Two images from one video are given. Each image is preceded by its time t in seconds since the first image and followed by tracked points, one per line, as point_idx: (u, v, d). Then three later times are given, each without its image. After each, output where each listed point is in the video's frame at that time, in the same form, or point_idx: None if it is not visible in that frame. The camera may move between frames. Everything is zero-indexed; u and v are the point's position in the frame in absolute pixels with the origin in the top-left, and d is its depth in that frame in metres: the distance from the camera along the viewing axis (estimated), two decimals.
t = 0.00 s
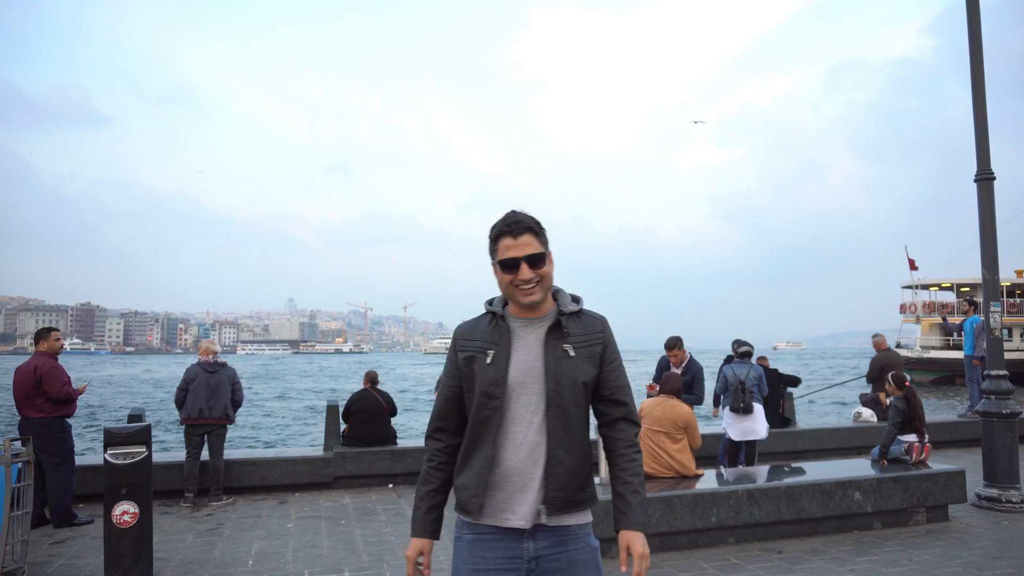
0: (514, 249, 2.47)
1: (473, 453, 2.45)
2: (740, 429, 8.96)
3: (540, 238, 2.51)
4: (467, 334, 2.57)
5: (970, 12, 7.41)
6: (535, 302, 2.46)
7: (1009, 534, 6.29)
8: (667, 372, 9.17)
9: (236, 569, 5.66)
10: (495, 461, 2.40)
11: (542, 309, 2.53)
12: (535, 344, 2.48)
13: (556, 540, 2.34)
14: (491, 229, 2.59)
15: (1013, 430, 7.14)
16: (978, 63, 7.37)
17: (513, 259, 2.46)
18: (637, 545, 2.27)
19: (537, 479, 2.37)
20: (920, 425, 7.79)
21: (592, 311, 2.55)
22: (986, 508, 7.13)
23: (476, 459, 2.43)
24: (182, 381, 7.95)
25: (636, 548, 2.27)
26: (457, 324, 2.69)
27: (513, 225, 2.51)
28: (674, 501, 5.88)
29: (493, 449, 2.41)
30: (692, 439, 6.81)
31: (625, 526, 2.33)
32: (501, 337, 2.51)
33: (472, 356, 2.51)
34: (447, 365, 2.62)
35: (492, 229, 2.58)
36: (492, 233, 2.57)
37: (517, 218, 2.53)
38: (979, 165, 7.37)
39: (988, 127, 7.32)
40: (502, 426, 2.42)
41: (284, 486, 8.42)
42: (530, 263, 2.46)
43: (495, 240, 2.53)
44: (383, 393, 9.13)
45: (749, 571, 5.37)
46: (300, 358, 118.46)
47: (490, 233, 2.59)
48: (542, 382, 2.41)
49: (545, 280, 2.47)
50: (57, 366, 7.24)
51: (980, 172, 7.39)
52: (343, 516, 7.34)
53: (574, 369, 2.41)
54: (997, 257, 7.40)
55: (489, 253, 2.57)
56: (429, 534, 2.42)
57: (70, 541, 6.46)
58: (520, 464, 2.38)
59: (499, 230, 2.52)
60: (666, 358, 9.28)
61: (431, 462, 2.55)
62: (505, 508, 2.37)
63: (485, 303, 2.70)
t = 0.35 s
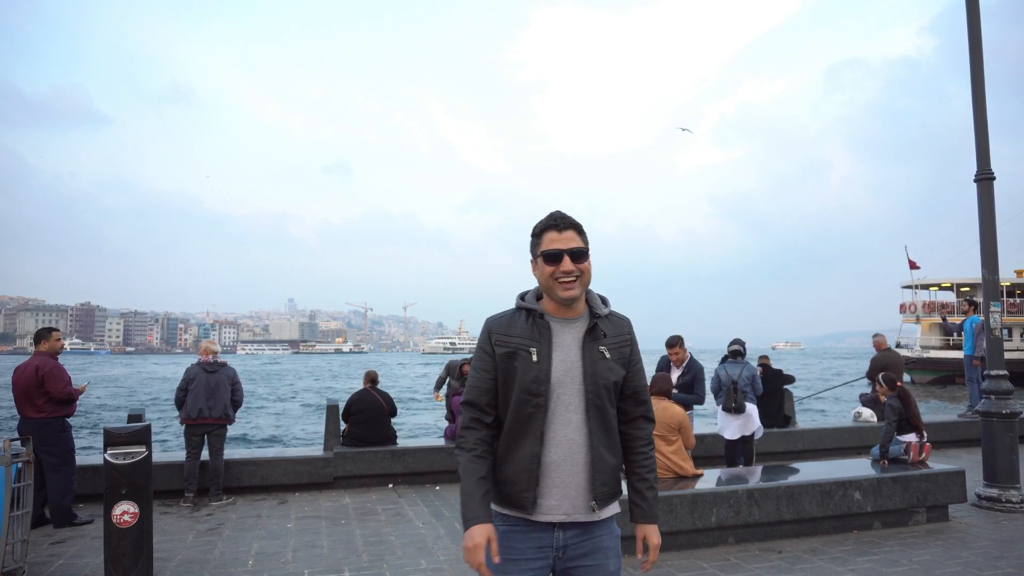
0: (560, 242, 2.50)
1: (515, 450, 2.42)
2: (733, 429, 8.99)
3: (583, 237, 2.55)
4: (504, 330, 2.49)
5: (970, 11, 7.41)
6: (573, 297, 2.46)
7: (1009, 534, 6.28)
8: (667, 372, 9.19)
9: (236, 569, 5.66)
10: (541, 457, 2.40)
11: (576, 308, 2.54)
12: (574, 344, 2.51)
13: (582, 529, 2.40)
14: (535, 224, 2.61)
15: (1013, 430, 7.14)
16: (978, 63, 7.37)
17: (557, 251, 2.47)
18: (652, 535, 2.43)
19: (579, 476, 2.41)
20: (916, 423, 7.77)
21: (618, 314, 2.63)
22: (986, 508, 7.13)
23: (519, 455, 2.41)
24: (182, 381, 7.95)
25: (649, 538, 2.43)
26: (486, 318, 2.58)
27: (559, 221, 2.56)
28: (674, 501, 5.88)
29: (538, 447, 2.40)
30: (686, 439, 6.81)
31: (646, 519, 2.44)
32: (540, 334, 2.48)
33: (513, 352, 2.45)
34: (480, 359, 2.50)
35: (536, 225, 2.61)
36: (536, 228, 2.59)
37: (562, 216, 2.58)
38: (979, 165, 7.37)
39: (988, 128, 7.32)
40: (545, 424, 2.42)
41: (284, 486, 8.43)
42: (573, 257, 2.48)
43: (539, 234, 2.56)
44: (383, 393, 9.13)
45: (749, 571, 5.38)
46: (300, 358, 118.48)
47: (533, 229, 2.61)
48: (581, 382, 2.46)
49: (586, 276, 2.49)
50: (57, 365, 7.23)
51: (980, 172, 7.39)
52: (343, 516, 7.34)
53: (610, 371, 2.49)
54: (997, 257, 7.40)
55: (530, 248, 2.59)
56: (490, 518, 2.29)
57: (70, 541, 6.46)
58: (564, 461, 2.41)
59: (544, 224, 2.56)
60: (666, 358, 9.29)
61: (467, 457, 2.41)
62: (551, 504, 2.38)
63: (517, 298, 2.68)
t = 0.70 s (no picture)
0: (572, 244, 2.51)
1: (525, 449, 2.43)
2: (727, 429, 8.98)
3: (595, 239, 2.56)
4: (515, 331, 2.52)
5: (970, 12, 7.41)
6: (585, 298, 2.46)
7: (1008, 534, 6.29)
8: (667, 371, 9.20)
9: (236, 569, 5.66)
10: (549, 456, 2.40)
11: (587, 310, 2.54)
12: (583, 344, 2.51)
13: (589, 529, 2.40)
14: (548, 227, 2.63)
15: (1012, 430, 7.14)
16: (978, 64, 7.38)
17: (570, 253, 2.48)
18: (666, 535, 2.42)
19: (587, 475, 2.41)
20: (906, 420, 7.85)
21: (630, 315, 2.63)
22: (986, 508, 7.13)
23: (529, 455, 2.42)
24: (182, 381, 7.95)
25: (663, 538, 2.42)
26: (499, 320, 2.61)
27: (571, 223, 2.57)
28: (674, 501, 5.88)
29: (547, 446, 2.41)
30: (685, 439, 6.82)
31: (660, 520, 2.43)
32: (551, 336, 2.50)
33: (523, 353, 2.47)
34: (492, 361, 2.53)
35: (549, 227, 2.62)
36: (549, 231, 2.61)
37: (574, 219, 2.59)
38: (979, 165, 7.37)
39: (988, 128, 7.32)
40: (555, 424, 2.42)
41: (284, 486, 8.43)
42: (584, 259, 2.49)
43: (551, 237, 2.57)
44: (383, 393, 9.13)
45: (749, 571, 5.38)
46: (299, 357, 118.43)
47: (546, 232, 2.63)
48: (590, 382, 2.46)
49: (597, 278, 2.49)
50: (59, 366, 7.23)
51: (980, 172, 7.40)
52: (343, 516, 7.34)
53: (619, 370, 2.49)
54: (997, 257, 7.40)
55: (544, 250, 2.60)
56: (502, 523, 2.34)
57: (70, 541, 6.46)
58: (573, 460, 2.41)
59: (557, 227, 2.57)
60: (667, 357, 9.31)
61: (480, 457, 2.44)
62: (560, 503, 2.38)
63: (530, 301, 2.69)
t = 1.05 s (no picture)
0: (571, 242, 2.51)
1: (524, 446, 2.45)
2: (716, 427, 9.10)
3: (595, 237, 2.55)
4: (516, 330, 2.55)
5: (970, 12, 7.42)
6: (586, 295, 2.47)
7: (1008, 533, 6.29)
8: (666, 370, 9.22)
9: (236, 569, 5.66)
10: (549, 453, 2.42)
11: (589, 308, 2.55)
12: (585, 341, 2.51)
13: (591, 530, 2.39)
14: (550, 227, 2.64)
15: (1012, 430, 7.14)
16: (978, 64, 7.38)
17: (569, 251, 2.48)
18: (672, 537, 2.36)
19: (587, 473, 2.40)
20: (896, 417, 7.78)
21: (635, 312, 2.61)
22: (986, 508, 7.13)
23: (528, 452, 2.44)
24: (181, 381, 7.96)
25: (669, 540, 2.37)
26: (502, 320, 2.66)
27: (571, 222, 2.57)
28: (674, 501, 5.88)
29: (545, 443, 2.42)
30: (686, 439, 6.82)
31: (664, 520, 2.39)
32: (551, 334, 2.52)
33: (523, 351, 2.50)
34: (494, 360, 2.58)
35: (551, 227, 2.64)
36: (549, 231, 2.62)
37: (574, 218, 2.60)
38: (979, 165, 7.37)
39: (988, 128, 7.32)
40: (553, 421, 2.44)
41: (284, 486, 8.43)
42: (584, 257, 2.49)
43: (552, 237, 2.58)
44: (384, 393, 9.12)
45: (749, 571, 5.37)
46: (299, 357, 118.49)
47: (548, 232, 2.64)
48: (590, 378, 2.45)
49: (597, 275, 2.50)
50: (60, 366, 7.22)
51: (980, 172, 7.40)
52: (343, 516, 7.34)
53: (622, 367, 2.47)
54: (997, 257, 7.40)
55: (545, 250, 2.61)
56: (489, 523, 2.39)
57: (70, 541, 6.45)
58: (573, 457, 2.42)
59: (558, 227, 2.58)
60: (667, 356, 9.32)
61: (480, 454, 2.51)
62: (557, 500, 2.38)
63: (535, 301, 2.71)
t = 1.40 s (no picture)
0: (562, 238, 2.53)
1: (523, 449, 2.46)
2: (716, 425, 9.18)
3: (586, 233, 2.57)
4: (512, 331, 2.56)
5: (971, 12, 7.41)
6: (578, 290, 2.48)
7: (1008, 534, 6.28)
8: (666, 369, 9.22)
9: (236, 569, 5.65)
10: (546, 455, 2.42)
11: (584, 304, 2.56)
12: (581, 342, 2.51)
13: (591, 532, 2.40)
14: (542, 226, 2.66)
15: (1013, 430, 7.14)
16: (978, 64, 7.37)
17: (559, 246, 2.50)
18: (673, 543, 2.35)
19: (586, 475, 2.40)
20: (897, 417, 7.76)
21: (634, 310, 2.59)
22: (986, 508, 7.13)
23: (526, 454, 2.44)
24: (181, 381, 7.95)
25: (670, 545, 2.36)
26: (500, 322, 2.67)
27: (562, 219, 2.59)
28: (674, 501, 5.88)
29: (544, 445, 2.43)
30: (686, 439, 6.81)
31: (664, 524, 2.38)
32: (547, 334, 2.51)
33: (519, 352, 2.51)
34: (493, 362, 2.59)
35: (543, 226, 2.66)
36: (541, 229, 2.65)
37: (564, 215, 2.62)
38: (979, 165, 7.37)
39: (988, 128, 7.32)
40: (551, 422, 2.43)
41: (284, 485, 8.42)
42: (574, 252, 2.50)
43: (543, 235, 2.60)
44: (384, 393, 9.12)
45: (749, 571, 5.37)
46: (299, 357, 118.47)
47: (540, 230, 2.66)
48: (587, 379, 2.45)
49: (588, 270, 2.51)
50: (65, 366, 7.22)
51: (980, 172, 7.39)
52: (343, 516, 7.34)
53: (619, 367, 2.46)
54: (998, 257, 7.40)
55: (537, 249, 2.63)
56: (494, 527, 2.41)
57: (70, 541, 6.45)
58: (571, 459, 2.41)
59: (549, 225, 2.61)
60: (666, 355, 9.32)
61: (481, 458, 2.52)
62: (556, 503, 2.38)
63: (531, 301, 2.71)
